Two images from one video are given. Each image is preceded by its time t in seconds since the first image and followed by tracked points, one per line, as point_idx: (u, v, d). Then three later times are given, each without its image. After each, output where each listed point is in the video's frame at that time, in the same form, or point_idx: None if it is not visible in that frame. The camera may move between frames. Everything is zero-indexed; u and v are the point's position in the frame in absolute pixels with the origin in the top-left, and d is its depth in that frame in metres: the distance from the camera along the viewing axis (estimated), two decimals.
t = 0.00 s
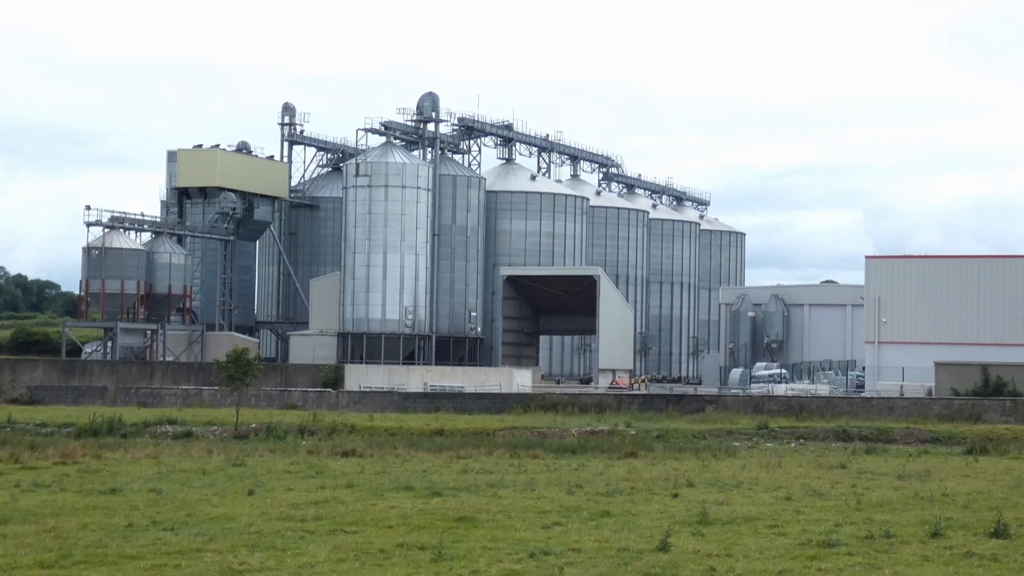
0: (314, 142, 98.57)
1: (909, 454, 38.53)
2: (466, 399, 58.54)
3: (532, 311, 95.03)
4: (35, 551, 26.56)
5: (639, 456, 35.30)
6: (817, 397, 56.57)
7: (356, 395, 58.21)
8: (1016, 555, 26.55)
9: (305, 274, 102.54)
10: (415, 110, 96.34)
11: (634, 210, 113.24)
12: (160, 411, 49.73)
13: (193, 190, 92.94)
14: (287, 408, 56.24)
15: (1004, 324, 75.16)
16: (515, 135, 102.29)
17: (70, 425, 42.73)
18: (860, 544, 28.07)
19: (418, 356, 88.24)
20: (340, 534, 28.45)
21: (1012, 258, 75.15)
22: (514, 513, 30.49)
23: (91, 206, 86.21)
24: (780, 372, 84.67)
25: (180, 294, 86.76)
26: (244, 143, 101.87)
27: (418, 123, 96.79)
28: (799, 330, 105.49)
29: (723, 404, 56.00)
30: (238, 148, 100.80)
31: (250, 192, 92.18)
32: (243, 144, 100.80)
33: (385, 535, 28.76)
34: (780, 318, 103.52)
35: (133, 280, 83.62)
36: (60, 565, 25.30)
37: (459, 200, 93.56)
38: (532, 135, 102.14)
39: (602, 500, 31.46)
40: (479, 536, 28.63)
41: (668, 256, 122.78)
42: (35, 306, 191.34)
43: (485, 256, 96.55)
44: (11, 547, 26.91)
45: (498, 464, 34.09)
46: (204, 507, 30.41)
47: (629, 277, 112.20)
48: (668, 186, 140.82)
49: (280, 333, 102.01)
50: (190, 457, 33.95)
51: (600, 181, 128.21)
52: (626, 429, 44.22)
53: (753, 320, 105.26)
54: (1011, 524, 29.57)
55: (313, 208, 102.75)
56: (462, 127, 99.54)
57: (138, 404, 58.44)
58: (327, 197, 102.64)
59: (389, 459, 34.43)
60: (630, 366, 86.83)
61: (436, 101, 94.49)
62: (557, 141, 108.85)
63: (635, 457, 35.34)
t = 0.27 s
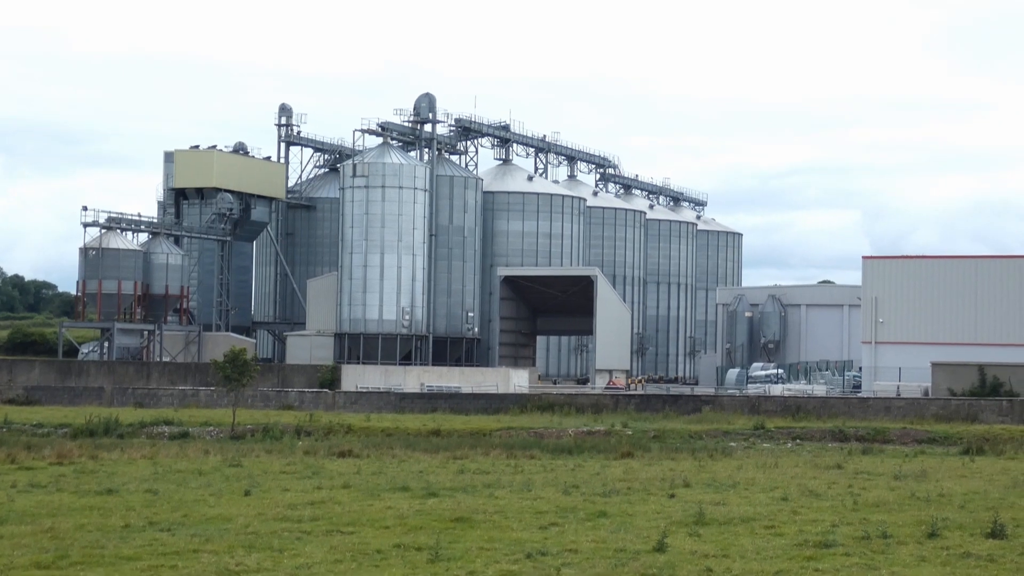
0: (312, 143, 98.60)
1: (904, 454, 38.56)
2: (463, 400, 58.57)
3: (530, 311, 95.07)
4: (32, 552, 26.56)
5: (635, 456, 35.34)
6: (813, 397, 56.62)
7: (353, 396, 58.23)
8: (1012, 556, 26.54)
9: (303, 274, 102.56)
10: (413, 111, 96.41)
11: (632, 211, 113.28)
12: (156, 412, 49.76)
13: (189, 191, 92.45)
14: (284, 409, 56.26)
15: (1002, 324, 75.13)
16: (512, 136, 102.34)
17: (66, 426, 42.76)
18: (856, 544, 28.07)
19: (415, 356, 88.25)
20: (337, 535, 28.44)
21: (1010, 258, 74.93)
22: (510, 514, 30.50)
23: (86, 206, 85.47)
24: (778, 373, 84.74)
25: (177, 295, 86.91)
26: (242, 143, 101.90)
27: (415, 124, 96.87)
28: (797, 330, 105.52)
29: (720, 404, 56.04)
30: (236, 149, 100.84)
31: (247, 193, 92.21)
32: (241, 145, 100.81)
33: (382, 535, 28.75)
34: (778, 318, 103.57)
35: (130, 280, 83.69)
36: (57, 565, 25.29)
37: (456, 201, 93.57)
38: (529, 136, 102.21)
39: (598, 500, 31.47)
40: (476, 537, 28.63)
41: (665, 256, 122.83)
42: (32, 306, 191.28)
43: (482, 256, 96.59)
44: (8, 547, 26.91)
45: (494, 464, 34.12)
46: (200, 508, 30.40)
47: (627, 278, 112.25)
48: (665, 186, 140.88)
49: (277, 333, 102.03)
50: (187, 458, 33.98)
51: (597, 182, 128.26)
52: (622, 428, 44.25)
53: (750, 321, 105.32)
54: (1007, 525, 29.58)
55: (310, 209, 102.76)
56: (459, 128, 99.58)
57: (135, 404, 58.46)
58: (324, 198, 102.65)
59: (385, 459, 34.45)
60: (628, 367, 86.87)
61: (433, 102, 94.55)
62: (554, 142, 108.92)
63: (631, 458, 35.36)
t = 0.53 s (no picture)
0: (310, 143, 98.58)
1: (903, 455, 38.57)
2: (462, 400, 58.55)
3: (529, 312, 95.11)
4: (30, 552, 26.54)
5: (634, 457, 35.34)
6: (812, 398, 56.65)
7: (352, 397, 58.23)
8: (1011, 557, 26.54)
9: (301, 274, 102.55)
10: (411, 111, 96.41)
11: (631, 211, 113.28)
12: (154, 412, 49.74)
13: (188, 192, 92.23)
14: (283, 410, 56.27)
15: (1001, 325, 75.16)
16: (511, 136, 102.33)
17: (65, 426, 42.77)
18: (855, 545, 28.06)
19: (413, 357, 88.26)
20: (336, 535, 28.42)
21: (1009, 260, 74.97)
22: (509, 514, 30.48)
23: (86, 206, 84.02)
24: (776, 374, 84.79)
25: (176, 295, 86.93)
26: (240, 143, 101.87)
27: (414, 124, 96.86)
28: (796, 331, 105.53)
29: (719, 405, 56.04)
30: (234, 149, 100.81)
31: (246, 193, 92.24)
32: (240, 145, 100.78)
33: (381, 536, 28.74)
34: (776, 319, 103.59)
35: (129, 280, 83.72)
36: (55, 566, 25.27)
37: (455, 201, 93.56)
38: (528, 137, 102.21)
39: (597, 501, 31.46)
40: (475, 537, 28.61)
41: (664, 257, 122.86)
42: (31, 306, 191.17)
43: (481, 257, 96.63)
44: (6, 548, 26.89)
45: (493, 465, 34.12)
46: (199, 508, 30.38)
47: (626, 278, 112.27)
48: (664, 187, 140.87)
49: (275, 333, 102.03)
50: (186, 458, 33.99)
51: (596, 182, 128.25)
52: (621, 429, 44.25)
53: (749, 321, 105.36)
54: (1006, 526, 29.59)
55: (309, 209, 102.74)
56: (457, 129, 99.54)
57: (133, 404, 58.43)
58: (323, 198, 102.62)
59: (383, 460, 34.45)
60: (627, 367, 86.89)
61: (431, 103, 94.54)
62: (553, 142, 108.92)
63: (630, 458, 35.35)
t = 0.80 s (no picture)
0: (310, 144, 98.54)
1: (903, 456, 38.58)
2: (462, 402, 58.57)
3: (528, 313, 95.18)
4: (30, 553, 26.53)
5: (634, 458, 35.35)
6: (812, 400, 56.67)
7: (351, 398, 58.25)
8: (1011, 558, 26.55)
9: (301, 275, 102.55)
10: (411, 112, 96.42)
11: (630, 212, 113.28)
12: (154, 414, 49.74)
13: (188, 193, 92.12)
14: (283, 411, 56.26)
15: (1001, 326, 75.19)
16: (511, 137, 102.33)
17: (65, 428, 42.78)
18: (855, 546, 28.06)
19: (413, 358, 88.22)
20: (336, 537, 28.41)
21: (1008, 260, 75.02)
22: (509, 516, 30.47)
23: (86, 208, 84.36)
24: (775, 375, 84.83)
25: (176, 296, 86.98)
26: (240, 144, 101.84)
27: (413, 125, 96.85)
28: (795, 332, 105.54)
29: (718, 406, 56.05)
30: (234, 150, 100.79)
31: (246, 195, 92.19)
32: (240, 145, 100.75)
33: (381, 537, 28.73)
34: (776, 320, 103.60)
35: (128, 281, 83.82)
36: (55, 567, 25.26)
37: (455, 202, 93.57)
38: (528, 138, 102.20)
39: (597, 502, 31.45)
40: (475, 539, 28.61)
41: (663, 258, 122.85)
42: (30, 307, 191.07)
43: (480, 258, 96.66)
44: (6, 549, 26.86)
45: (493, 466, 34.12)
46: (199, 509, 30.37)
47: (625, 279, 112.26)
48: (664, 188, 140.81)
49: (275, 335, 101.98)
50: (186, 459, 33.99)
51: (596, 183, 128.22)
52: (621, 430, 44.29)
53: (748, 322, 105.38)
54: (1006, 527, 29.60)
55: (309, 210, 102.73)
56: (457, 130, 99.49)
57: (133, 405, 58.38)
58: (323, 199, 102.61)
59: (383, 461, 34.44)
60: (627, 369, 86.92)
61: (431, 103, 94.54)
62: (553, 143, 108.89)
63: (630, 460, 35.35)
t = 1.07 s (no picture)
0: (312, 146, 98.58)
1: (905, 457, 38.55)
2: (463, 403, 58.63)
3: (530, 315, 95.34)
4: (32, 554, 26.53)
5: (635, 459, 35.35)
6: (814, 402, 56.68)
7: (353, 399, 58.29)
8: (1013, 559, 26.54)
9: (303, 277, 102.61)
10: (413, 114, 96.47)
11: (632, 214, 113.25)
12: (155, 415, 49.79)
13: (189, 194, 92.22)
14: (284, 412, 56.27)
15: (1002, 327, 75.18)
16: (512, 139, 102.34)
17: (66, 428, 42.85)
18: (856, 547, 28.05)
19: (415, 359, 88.20)
20: (337, 538, 28.42)
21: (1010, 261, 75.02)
22: (511, 517, 30.47)
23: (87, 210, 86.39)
24: (777, 376, 84.82)
25: (177, 298, 87.10)
26: (241, 145, 101.89)
27: (415, 126, 96.88)
28: (797, 333, 105.53)
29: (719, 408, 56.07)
30: (236, 151, 100.81)
31: (247, 196, 92.19)
32: (241, 145, 100.81)
33: (382, 538, 28.74)
34: (778, 322, 103.57)
35: (130, 283, 83.79)
36: (57, 568, 25.25)
37: (457, 204, 93.63)
38: (529, 139, 102.21)
39: (598, 503, 31.45)
40: (477, 540, 28.61)
41: (665, 259, 122.83)
42: (32, 309, 191.05)
43: (482, 259, 96.71)
44: (7, 550, 26.86)
45: (494, 467, 34.14)
46: (200, 510, 30.37)
47: (627, 281, 112.25)
48: (666, 189, 140.72)
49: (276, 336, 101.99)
50: (187, 460, 34.01)
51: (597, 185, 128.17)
52: (622, 431, 44.31)
53: (750, 324, 105.41)
54: (1008, 528, 29.59)
55: (310, 211, 102.80)
56: (459, 131, 99.47)
57: (135, 406, 58.34)
58: (325, 201, 102.64)
59: (384, 462, 34.47)
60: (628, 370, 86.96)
61: (433, 105, 94.57)
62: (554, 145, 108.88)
63: (631, 461, 35.34)
